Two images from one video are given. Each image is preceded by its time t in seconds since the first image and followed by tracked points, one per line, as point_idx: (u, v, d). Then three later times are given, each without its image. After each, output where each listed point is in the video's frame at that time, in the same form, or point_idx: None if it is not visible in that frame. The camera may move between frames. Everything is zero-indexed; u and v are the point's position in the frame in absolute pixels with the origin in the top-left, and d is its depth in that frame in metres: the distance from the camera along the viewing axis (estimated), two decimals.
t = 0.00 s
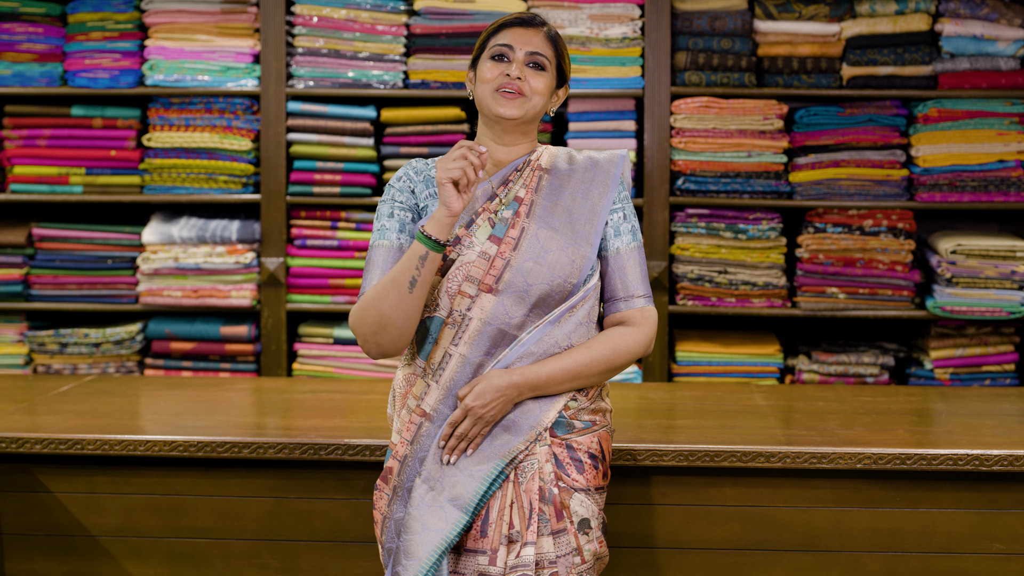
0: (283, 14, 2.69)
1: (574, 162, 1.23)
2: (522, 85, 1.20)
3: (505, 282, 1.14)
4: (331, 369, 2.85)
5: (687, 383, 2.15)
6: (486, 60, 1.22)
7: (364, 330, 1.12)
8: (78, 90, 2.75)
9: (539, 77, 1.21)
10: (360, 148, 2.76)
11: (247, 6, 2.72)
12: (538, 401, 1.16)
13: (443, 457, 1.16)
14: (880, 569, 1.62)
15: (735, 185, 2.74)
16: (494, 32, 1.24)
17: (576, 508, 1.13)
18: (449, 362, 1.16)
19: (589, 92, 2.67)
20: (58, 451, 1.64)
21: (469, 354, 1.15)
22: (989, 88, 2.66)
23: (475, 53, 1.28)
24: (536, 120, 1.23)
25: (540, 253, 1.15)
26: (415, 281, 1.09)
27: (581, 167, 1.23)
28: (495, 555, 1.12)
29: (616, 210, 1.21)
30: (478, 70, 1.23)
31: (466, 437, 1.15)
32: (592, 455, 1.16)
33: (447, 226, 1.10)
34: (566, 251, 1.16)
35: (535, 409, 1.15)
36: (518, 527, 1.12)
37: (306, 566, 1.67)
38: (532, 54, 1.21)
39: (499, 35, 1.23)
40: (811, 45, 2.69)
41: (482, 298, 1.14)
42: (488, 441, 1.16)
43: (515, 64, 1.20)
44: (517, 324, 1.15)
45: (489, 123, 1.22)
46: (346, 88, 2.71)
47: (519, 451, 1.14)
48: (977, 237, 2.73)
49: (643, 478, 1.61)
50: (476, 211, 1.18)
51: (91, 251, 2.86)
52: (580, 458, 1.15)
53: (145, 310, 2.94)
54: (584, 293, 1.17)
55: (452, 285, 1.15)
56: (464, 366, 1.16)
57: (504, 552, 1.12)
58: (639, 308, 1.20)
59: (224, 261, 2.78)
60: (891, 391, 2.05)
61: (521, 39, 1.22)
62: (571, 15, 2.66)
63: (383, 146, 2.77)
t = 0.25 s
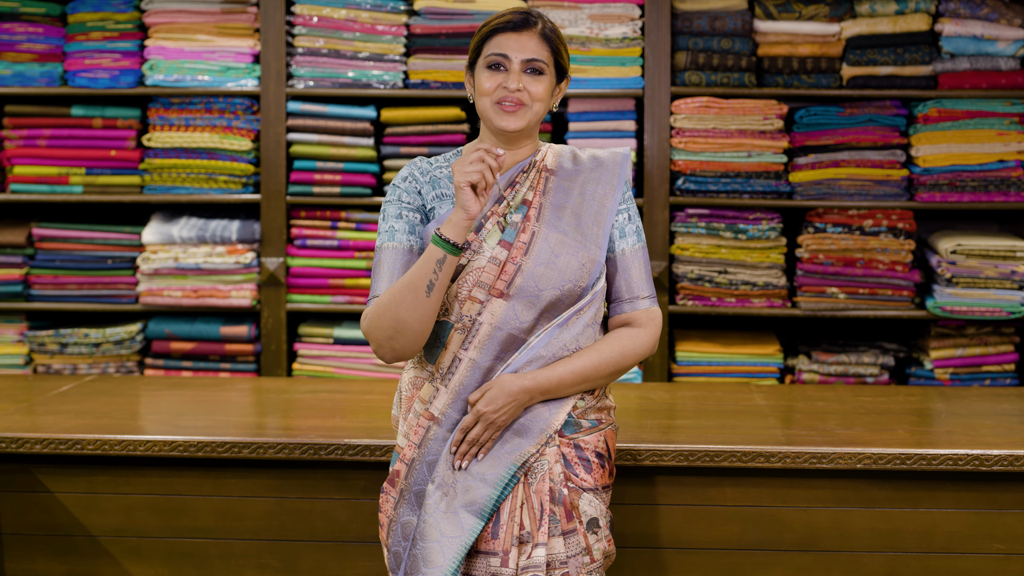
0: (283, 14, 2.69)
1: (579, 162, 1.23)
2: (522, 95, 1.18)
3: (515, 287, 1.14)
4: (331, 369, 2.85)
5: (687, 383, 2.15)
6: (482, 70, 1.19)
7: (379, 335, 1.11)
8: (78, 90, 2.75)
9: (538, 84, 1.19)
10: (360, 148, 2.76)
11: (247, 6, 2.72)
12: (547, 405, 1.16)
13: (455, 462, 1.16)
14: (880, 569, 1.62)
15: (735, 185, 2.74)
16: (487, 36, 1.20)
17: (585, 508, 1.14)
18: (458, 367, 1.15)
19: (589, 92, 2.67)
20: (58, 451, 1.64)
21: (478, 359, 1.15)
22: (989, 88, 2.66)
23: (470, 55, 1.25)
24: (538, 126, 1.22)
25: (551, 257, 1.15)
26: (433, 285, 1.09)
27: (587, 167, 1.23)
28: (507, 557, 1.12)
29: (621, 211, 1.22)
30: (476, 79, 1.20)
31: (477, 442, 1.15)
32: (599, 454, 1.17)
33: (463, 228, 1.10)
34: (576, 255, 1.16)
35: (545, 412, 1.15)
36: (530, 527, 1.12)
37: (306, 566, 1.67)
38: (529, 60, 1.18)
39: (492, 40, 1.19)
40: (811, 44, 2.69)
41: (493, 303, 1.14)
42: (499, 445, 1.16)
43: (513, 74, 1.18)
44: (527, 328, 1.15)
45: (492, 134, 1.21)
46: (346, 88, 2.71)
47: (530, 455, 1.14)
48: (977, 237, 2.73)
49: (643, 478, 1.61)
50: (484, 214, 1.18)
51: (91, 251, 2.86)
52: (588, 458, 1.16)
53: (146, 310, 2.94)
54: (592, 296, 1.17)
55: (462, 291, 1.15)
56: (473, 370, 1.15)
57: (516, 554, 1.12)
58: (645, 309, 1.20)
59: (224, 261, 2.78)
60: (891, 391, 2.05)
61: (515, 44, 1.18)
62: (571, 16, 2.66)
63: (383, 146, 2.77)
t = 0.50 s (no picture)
0: (283, 14, 2.69)
1: (585, 162, 1.22)
2: (522, 108, 1.16)
3: (522, 288, 1.14)
4: (331, 369, 2.85)
5: (687, 383, 2.15)
6: (478, 86, 1.17)
7: (386, 337, 1.11)
8: (78, 90, 2.75)
9: (536, 93, 1.17)
10: (361, 148, 2.76)
11: (247, 6, 2.72)
12: (552, 405, 1.16)
13: (463, 465, 1.15)
14: (880, 569, 1.62)
15: (735, 185, 2.74)
16: (478, 48, 1.17)
17: (589, 508, 1.15)
18: (464, 368, 1.15)
19: (589, 92, 2.67)
20: (58, 451, 1.64)
21: (484, 360, 1.15)
22: (989, 88, 2.66)
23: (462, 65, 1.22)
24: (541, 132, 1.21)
25: (557, 258, 1.15)
26: (441, 286, 1.09)
27: (592, 168, 1.22)
28: (513, 558, 1.13)
29: (626, 212, 1.22)
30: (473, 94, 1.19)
31: (485, 443, 1.14)
32: (602, 454, 1.18)
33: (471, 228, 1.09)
34: (582, 256, 1.16)
35: (550, 412, 1.15)
36: (536, 528, 1.13)
37: (306, 566, 1.67)
38: (524, 71, 1.16)
39: (484, 52, 1.16)
40: (811, 45, 2.69)
41: (499, 304, 1.14)
42: (505, 447, 1.15)
43: (510, 88, 1.15)
44: (532, 328, 1.16)
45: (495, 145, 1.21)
46: (346, 88, 2.71)
47: (537, 456, 1.14)
48: (977, 237, 2.73)
49: (643, 478, 1.61)
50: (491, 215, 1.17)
51: (91, 251, 2.86)
52: (592, 458, 1.17)
53: (146, 310, 2.94)
54: (597, 297, 1.17)
55: (469, 291, 1.14)
56: (478, 372, 1.15)
57: (522, 554, 1.13)
58: (647, 311, 1.21)
59: (224, 261, 2.78)
60: (891, 391, 2.05)
61: (508, 55, 1.15)
62: (571, 16, 2.66)
63: (383, 146, 2.77)
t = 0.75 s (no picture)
0: (283, 14, 2.69)
1: (589, 163, 1.21)
2: (520, 102, 1.17)
3: (526, 286, 1.14)
4: (331, 369, 2.85)
5: (687, 383, 2.15)
6: (475, 88, 1.20)
7: (391, 335, 1.11)
8: (78, 90, 2.75)
9: (531, 86, 1.18)
10: (361, 148, 2.76)
11: (247, 6, 2.72)
12: (557, 402, 1.16)
13: (481, 469, 1.16)
14: (880, 569, 1.62)
15: (735, 185, 2.74)
16: (470, 50, 1.19)
17: (592, 508, 1.14)
18: (468, 366, 1.16)
19: (589, 92, 2.67)
20: (58, 451, 1.64)
21: (488, 358, 1.15)
22: (989, 88, 2.66)
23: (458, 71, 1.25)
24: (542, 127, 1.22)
25: (561, 257, 1.15)
26: (445, 285, 1.08)
27: (596, 169, 1.21)
28: (516, 557, 1.13)
29: (630, 212, 1.22)
30: (471, 95, 1.20)
31: (499, 444, 1.15)
32: (605, 455, 1.18)
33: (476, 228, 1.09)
34: (586, 255, 1.16)
35: (555, 409, 1.16)
36: (539, 528, 1.13)
37: (306, 566, 1.67)
38: (516, 65, 1.17)
39: (477, 53, 1.19)
40: (811, 45, 2.69)
41: (503, 302, 1.14)
42: (517, 446, 1.16)
43: (505, 83, 1.17)
44: (536, 328, 1.15)
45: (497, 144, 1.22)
46: (346, 88, 2.71)
47: (546, 455, 1.15)
48: (977, 237, 2.73)
49: (643, 478, 1.61)
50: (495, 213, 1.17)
51: (91, 251, 2.85)
52: (595, 458, 1.16)
53: (146, 310, 2.94)
54: (601, 295, 1.17)
55: (473, 289, 1.14)
56: (483, 370, 1.15)
57: (525, 554, 1.13)
58: (650, 310, 1.21)
59: (223, 261, 2.78)
60: (891, 391, 2.05)
61: (500, 52, 1.17)
62: (571, 15, 2.66)
63: (383, 146, 2.77)
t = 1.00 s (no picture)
0: (283, 14, 2.69)
1: (589, 161, 1.23)
2: (513, 93, 1.19)
3: (527, 279, 1.14)
4: (331, 369, 2.85)
5: (687, 383, 2.15)
6: (470, 80, 1.21)
7: (387, 305, 1.09)
8: (78, 90, 2.75)
9: (525, 78, 1.19)
10: (360, 148, 2.76)
11: (247, 6, 2.72)
12: (560, 401, 1.16)
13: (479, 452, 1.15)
14: (880, 569, 1.62)
15: (735, 185, 2.74)
16: (465, 46, 1.22)
17: (594, 508, 1.14)
18: (471, 360, 1.16)
19: (589, 92, 2.67)
20: (58, 451, 1.64)
21: (491, 352, 1.15)
22: (989, 88, 2.66)
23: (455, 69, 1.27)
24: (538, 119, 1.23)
25: (563, 250, 1.16)
26: (434, 238, 1.10)
27: (596, 166, 1.22)
28: (519, 556, 1.12)
29: (631, 209, 1.21)
30: (467, 91, 1.22)
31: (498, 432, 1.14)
32: (606, 454, 1.18)
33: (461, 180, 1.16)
34: (587, 248, 1.16)
35: (558, 407, 1.16)
36: (542, 527, 1.12)
37: (306, 566, 1.67)
38: (510, 57, 1.19)
39: (471, 48, 1.21)
40: (811, 45, 2.69)
41: (505, 295, 1.14)
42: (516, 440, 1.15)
43: (499, 75, 1.19)
44: (538, 321, 1.15)
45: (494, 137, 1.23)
46: (346, 88, 2.71)
47: (542, 451, 1.15)
48: (977, 237, 2.73)
49: (643, 478, 1.61)
50: (496, 207, 1.18)
51: (91, 251, 2.86)
52: (596, 458, 1.17)
53: (146, 310, 2.94)
54: (603, 290, 1.16)
55: (475, 281, 1.15)
56: (486, 364, 1.15)
57: (527, 553, 1.12)
58: (652, 308, 1.19)
59: (224, 261, 2.78)
60: (891, 391, 2.05)
61: (493, 46, 1.19)
62: (571, 15, 2.66)
63: (383, 146, 2.77)
